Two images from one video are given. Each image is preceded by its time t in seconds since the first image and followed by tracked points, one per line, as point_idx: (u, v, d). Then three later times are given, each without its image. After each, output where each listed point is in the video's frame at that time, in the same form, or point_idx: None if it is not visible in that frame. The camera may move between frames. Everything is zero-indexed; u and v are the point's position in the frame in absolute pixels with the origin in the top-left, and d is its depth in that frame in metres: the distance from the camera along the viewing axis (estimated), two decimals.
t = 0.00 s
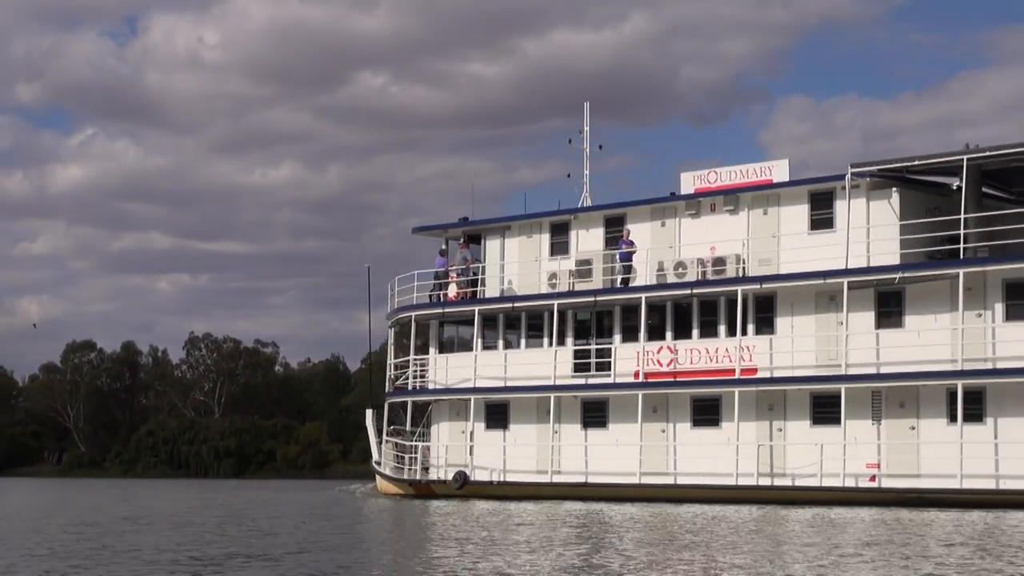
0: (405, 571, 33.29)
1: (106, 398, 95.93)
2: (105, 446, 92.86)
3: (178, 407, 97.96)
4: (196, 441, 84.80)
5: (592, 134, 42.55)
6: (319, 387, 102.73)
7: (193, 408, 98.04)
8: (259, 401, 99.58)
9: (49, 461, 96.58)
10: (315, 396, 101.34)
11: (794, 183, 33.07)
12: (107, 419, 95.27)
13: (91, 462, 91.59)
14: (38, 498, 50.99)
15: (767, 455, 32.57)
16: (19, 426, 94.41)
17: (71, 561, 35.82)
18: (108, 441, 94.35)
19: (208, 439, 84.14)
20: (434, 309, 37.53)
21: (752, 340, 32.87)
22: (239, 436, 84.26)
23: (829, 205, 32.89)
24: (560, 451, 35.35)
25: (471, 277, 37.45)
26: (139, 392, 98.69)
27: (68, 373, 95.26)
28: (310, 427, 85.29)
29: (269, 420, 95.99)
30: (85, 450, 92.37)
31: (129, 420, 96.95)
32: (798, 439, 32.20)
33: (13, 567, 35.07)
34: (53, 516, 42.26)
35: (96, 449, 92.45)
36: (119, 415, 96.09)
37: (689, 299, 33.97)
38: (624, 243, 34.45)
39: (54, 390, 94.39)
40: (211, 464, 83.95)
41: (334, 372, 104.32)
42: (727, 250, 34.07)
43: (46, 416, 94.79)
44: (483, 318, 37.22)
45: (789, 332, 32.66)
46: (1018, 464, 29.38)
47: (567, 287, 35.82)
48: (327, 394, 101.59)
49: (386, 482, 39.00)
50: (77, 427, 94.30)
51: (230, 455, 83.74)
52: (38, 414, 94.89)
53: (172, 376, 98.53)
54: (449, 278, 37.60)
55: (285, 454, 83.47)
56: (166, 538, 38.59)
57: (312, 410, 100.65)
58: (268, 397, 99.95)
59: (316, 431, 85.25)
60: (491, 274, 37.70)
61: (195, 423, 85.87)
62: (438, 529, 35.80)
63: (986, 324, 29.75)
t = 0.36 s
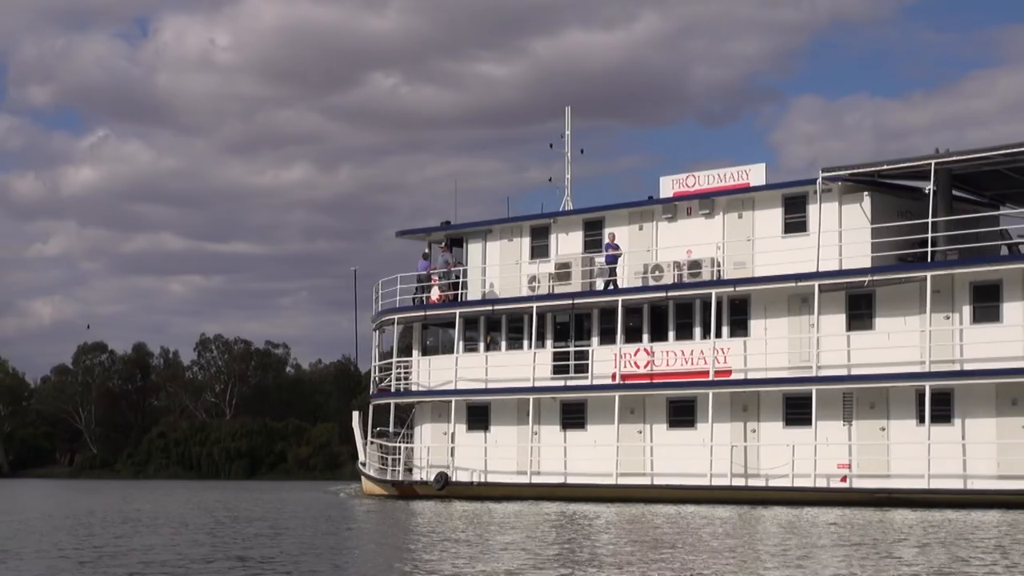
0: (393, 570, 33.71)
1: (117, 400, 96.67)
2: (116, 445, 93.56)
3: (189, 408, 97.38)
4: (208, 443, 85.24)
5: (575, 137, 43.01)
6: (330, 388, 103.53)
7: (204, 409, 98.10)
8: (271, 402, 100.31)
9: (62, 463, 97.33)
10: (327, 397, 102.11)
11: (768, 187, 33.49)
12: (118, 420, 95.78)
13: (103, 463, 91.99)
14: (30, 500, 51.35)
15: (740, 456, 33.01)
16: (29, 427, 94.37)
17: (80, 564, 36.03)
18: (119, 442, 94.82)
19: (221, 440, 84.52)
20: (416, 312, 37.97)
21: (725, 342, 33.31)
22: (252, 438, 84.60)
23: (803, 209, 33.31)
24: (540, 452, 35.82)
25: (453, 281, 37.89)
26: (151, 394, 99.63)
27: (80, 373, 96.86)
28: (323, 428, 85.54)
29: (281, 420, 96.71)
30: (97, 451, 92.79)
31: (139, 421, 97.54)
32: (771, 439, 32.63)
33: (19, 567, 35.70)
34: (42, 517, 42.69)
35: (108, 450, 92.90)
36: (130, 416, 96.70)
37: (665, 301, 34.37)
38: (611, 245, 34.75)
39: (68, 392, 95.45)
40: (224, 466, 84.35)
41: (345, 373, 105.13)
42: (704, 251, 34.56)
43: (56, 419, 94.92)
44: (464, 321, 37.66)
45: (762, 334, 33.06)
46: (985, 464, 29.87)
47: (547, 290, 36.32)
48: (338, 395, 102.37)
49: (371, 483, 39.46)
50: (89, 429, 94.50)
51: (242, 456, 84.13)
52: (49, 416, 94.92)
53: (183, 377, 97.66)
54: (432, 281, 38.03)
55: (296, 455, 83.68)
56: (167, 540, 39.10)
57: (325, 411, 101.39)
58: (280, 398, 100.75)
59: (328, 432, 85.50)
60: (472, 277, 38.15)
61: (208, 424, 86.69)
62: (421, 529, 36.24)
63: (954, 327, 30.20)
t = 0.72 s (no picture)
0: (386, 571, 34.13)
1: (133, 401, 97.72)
2: (131, 448, 95.00)
3: (201, 408, 98.58)
4: (222, 444, 85.72)
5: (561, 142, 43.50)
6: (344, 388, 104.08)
7: (219, 411, 99.41)
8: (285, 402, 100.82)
9: (77, 464, 97.44)
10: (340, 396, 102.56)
11: (746, 192, 33.92)
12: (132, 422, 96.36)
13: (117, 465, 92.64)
14: (25, 502, 51.76)
15: (718, 458, 33.49)
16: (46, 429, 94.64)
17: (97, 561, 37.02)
18: (133, 444, 95.44)
19: (235, 441, 84.98)
20: (402, 315, 38.42)
21: (704, 346, 33.85)
22: (267, 439, 84.86)
23: (780, 214, 33.73)
24: (523, 453, 36.26)
25: (439, 284, 38.35)
26: (165, 395, 100.38)
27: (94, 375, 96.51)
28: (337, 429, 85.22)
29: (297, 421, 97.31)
30: (111, 453, 93.39)
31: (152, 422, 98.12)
32: (749, 441, 33.09)
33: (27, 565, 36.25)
34: (35, 518, 43.08)
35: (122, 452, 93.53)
36: (145, 418, 97.96)
37: (645, 305, 34.79)
38: (598, 250, 35.31)
39: (82, 392, 95.03)
40: (239, 467, 84.75)
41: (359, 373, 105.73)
42: (683, 256, 34.99)
43: (70, 420, 95.41)
44: (450, 324, 38.06)
45: (739, 338, 33.47)
46: (957, 466, 30.30)
47: (530, 294, 36.71)
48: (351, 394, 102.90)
49: (360, 485, 39.98)
50: (104, 429, 95.31)
51: (256, 457, 84.45)
52: (64, 418, 94.89)
53: (195, 379, 99.02)
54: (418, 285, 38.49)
55: (310, 456, 83.41)
56: (167, 540, 39.62)
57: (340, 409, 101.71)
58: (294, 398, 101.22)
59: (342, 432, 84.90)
60: (458, 281, 38.62)
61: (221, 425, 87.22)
62: (405, 531, 36.68)
63: (926, 332, 30.64)
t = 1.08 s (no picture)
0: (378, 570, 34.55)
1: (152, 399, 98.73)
2: (147, 446, 95.62)
3: (220, 408, 99.18)
4: (242, 444, 86.14)
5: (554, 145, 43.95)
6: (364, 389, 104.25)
7: (237, 411, 99.72)
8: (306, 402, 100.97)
9: (95, 463, 97.56)
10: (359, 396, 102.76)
11: (731, 197, 34.35)
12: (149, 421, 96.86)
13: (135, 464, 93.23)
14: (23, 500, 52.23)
15: (701, 459, 33.87)
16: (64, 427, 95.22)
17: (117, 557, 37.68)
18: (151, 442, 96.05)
19: (254, 441, 85.37)
20: (394, 317, 38.91)
21: (688, 348, 34.28)
22: (286, 438, 85.32)
23: (764, 220, 34.16)
24: (511, 454, 36.71)
25: (430, 287, 38.82)
26: (184, 394, 101.12)
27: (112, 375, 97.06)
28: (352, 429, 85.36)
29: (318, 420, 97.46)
30: (130, 452, 93.98)
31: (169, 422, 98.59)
32: (731, 443, 33.53)
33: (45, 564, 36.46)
34: (32, 514, 43.50)
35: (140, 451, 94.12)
36: (163, 416, 98.91)
37: (630, 309, 35.21)
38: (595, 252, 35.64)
39: (100, 391, 95.77)
40: (257, 466, 85.13)
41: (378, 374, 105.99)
42: (669, 260, 35.38)
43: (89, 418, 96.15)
44: (440, 326, 38.54)
45: (722, 341, 33.89)
46: (934, 469, 30.72)
47: (519, 296, 37.31)
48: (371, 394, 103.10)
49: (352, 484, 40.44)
50: (123, 428, 95.65)
51: (275, 457, 84.89)
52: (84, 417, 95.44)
53: (215, 379, 99.55)
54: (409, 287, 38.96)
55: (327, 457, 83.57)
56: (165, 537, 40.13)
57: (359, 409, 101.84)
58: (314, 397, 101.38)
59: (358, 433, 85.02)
60: (449, 283, 39.10)
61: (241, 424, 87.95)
62: (395, 530, 37.12)
63: (904, 337, 31.05)
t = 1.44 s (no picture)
0: (374, 562, 35.01)
1: (172, 394, 98.44)
2: (168, 442, 95.99)
3: (240, 402, 98.64)
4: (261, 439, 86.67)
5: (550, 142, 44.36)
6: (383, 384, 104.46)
7: (254, 402, 98.61)
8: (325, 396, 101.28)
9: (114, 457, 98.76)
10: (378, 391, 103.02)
11: (717, 195, 34.74)
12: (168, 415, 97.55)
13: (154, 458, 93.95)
14: (26, 493, 52.72)
15: (686, 454, 34.32)
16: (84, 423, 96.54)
17: (130, 543, 38.78)
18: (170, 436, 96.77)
19: (273, 435, 85.91)
20: (387, 313, 39.35)
21: (675, 345, 34.56)
22: (304, 432, 85.92)
23: (749, 217, 34.55)
24: (501, 449, 37.15)
25: (423, 283, 39.27)
26: (204, 389, 100.83)
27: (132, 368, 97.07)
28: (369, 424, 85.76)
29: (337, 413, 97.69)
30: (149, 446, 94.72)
31: (190, 414, 99.15)
32: (716, 438, 33.95)
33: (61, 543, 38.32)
34: (33, 506, 44.09)
35: (160, 445, 94.88)
36: (183, 410, 98.34)
37: (618, 305, 35.64)
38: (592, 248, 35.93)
39: (122, 385, 96.05)
40: (275, 460, 85.68)
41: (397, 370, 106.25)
42: (656, 258, 35.83)
43: (110, 412, 96.97)
44: (433, 321, 39.09)
45: (708, 337, 34.32)
46: (913, 464, 31.11)
47: (510, 293, 37.55)
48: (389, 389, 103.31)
49: (346, 479, 40.90)
50: (142, 423, 96.32)
51: (294, 451, 85.46)
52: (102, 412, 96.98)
53: (233, 372, 99.11)
54: (402, 284, 39.41)
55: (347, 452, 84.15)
56: (165, 524, 40.68)
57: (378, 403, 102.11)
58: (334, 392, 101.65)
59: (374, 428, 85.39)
60: (442, 280, 39.54)
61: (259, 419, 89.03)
62: (387, 524, 37.57)
63: (885, 333, 31.43)
